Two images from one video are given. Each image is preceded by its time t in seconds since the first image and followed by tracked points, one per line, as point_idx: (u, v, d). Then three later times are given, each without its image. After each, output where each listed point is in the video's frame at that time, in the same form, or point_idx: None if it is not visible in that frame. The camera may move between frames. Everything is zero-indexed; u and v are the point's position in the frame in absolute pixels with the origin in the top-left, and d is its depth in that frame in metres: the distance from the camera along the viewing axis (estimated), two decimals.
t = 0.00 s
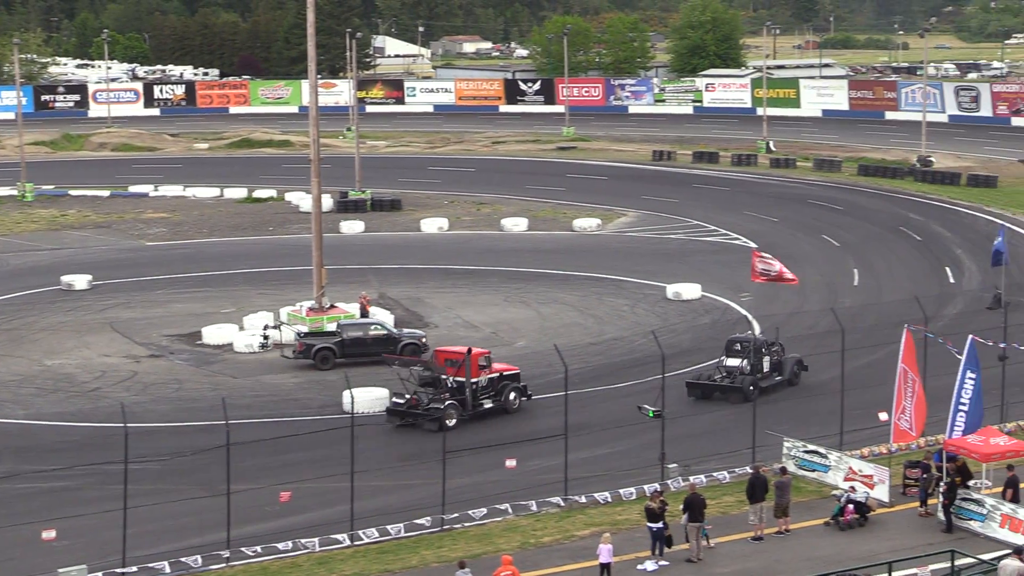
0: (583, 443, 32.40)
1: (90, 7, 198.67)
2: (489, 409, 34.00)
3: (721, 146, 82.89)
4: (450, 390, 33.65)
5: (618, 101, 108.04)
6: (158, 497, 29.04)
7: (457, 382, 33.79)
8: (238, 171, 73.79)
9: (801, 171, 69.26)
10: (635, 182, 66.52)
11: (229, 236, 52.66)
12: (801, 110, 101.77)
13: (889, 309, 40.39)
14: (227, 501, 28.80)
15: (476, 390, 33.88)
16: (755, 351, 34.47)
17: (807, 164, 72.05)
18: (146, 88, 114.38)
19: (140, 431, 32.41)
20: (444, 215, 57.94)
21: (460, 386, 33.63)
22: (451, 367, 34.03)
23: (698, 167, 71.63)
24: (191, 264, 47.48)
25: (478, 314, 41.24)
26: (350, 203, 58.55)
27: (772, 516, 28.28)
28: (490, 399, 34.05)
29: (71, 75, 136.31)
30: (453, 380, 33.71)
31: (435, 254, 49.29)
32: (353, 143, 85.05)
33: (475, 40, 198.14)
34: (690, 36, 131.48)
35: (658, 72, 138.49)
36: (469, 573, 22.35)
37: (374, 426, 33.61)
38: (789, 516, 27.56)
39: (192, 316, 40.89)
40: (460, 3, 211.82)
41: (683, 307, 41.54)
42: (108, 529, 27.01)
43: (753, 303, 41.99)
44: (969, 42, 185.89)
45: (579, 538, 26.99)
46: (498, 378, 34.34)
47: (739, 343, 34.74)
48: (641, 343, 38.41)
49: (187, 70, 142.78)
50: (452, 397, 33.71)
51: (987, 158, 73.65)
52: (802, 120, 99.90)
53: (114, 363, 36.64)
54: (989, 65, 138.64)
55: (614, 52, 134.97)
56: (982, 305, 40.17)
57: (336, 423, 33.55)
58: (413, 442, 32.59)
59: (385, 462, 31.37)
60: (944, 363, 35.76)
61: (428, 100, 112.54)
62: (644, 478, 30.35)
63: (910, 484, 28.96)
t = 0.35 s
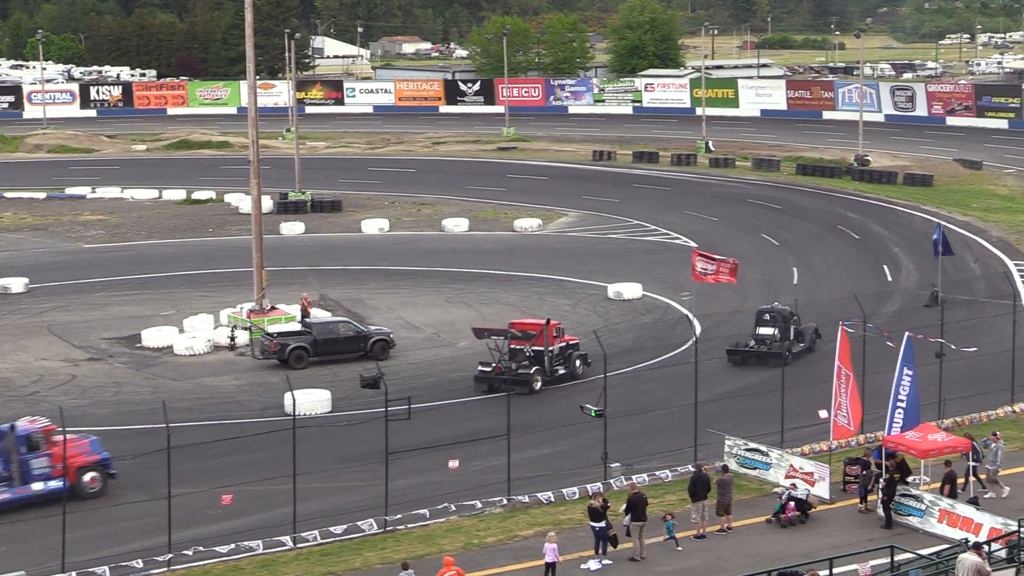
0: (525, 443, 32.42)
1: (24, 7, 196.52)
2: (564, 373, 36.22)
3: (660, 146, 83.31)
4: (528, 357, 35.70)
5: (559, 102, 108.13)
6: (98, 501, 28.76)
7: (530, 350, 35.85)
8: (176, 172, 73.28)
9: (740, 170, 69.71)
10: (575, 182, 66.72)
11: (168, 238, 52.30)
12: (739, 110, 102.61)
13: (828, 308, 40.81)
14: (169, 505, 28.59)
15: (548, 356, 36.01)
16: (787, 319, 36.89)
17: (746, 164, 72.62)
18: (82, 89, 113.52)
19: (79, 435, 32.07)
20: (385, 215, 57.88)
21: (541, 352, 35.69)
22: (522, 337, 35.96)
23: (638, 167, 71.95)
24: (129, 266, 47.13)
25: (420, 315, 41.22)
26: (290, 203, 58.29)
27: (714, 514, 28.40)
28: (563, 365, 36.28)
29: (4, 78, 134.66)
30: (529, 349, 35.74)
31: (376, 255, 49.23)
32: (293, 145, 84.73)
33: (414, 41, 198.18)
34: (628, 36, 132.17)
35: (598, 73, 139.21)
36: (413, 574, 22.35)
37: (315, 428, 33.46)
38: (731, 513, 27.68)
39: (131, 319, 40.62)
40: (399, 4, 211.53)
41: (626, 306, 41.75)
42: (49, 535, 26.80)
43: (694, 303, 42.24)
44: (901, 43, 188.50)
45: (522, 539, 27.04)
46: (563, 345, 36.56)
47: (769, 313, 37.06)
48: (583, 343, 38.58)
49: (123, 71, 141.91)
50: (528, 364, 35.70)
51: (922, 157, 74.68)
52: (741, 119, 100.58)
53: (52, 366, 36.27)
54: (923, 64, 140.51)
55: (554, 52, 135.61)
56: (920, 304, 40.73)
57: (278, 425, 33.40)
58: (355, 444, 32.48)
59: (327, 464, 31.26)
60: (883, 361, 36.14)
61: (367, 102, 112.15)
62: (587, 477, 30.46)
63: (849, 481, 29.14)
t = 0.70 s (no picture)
0: (496, 443, 32.42)
1: None
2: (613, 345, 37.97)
3: (629, 145, 83.47)
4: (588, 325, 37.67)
5: (527, 101, 108.18)
6: (67, 503, 28.62)
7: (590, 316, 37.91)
8: (142, 173, 72.99)
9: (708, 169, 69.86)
10: (544, 182, 66.79)
11: (135, 238, 52.10)
12: (707, 110, 102.90)
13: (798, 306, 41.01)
14: (139, 507, 28.49)
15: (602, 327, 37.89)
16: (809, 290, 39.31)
17: (714, 163, 72.85)
18: (48, 89, 113.01)
19: (47, 437, 31.90)
20: (353, 215, 57.81)
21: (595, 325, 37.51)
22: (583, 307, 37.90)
23: (608, 166, 72.06)
24: (96, 268, 46.92)
25: (389, 316, 41.19)
26: (258, 204, 58.12)
27: (684, 513, 28.47)
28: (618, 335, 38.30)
29: None
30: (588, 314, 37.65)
31: (345, 255, 49.18)
32: (261, 145, 84.51)
33: (382, 41, 197.96)
34: (596, 36, 132.41)
35: (566, 73, 139.38)
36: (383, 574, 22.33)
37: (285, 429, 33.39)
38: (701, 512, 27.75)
39: (99, 320, 40.48)
40: (367, 3, 211.08)
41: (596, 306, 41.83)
42: (17, 538, 26.74)
43: (664, 302, 42.35)
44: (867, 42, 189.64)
45: (493, 538, 27.07)
46: (615, 316, 38.82)
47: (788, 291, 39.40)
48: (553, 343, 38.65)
49: (89, 72, 141.29)
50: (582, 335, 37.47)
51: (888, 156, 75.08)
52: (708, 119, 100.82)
53: (19, 368, 36.09)
54: (889, 64, 141.28)
55: (522, 52, 135.64)
56: (887, 302, 40.97)
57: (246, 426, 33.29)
58: (325, 445, 32.40)
59: (297, 465, 31.20)
60: (851, 359, 36.29)
61: (336, 101, 112.27)
62: (557, 476, 30.51)
63: (819, 479, 29.22)
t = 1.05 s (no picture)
0: (488, 444, 32.41)
1: None
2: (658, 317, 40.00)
3: (621, 146, 83.47)
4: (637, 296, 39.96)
5: (519, 101, 108.20)
6: (59, 504, 28.56)
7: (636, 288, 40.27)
8: (134, 173, 72.92)
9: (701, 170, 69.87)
10: (537, 182, 66.77)
11: (127, 239, 52.03)
12: (699, 109, 103.00)
13: (790, 306, 41.05)
14: (131, 507, 28.45)
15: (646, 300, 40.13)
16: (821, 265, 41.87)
17: (706, 163, 72.85)
18: (39, 89, 112.80)
19: (40, 437, 31.84)
20: (345, 216, 57.73)
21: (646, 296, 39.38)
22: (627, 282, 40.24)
23: (600, 166, 72.07)
24: (88, 268, 46.84)
25: (381, 316, 41.15)
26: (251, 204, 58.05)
27: (677, 513, 28.48)
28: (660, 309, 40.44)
29: None
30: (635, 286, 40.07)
31: (337, 255, 49.15)
32: (253, 145, 84.42)
33: (374, 40, 197.82)
34: (588, 36, 132.41)
35: (558, 72, 139.37)
36: (376, 574, 22.31)
37: (278, 429, 33.36)
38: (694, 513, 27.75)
39: (91, 320, 40.42)
40: (359, 4, 210.89)
41: (589, 306, 41.83)
42: (9, 538, 26.74)
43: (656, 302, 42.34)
44: (858, 42, 189.99)
45: (486, 538, 27.06)
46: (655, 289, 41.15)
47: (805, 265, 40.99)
48: (546, 342, 38.65)
49: (81, 72, 141.10)
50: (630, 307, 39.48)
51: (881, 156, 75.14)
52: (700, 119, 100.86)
53: (11, 368, 36.02)
54: (881, 64, 141.45)
55: (514, 52, 135.60)
56: (879, 302, 41.00)
57: (239, 426, 33.24)
58: (316, 446, 32.36)
59: (290, 465, 31.17)
60: (843, 359, 36.32)
61: (328, 101, 112.45)
62: (550, 476, 30.50)
63: (811, 479, 29.28)
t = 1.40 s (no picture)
0: (488, 444, 32.40)
1: None
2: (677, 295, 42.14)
3: (621, 145, 83.43)
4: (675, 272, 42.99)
5: (518, 101, 108.22)
6: (58, 504, 28.58)
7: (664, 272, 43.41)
8: (133, 173, 72.93)
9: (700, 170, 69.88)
10: (536, 182, 66.79)
11: (127, 239, 52.06)
12: (698, 110, 103.07)
13: (789, 306, 41.06)
14: (129, 507, 28.46)
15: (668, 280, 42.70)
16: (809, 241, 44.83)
17: (706, 163, 72.83)
18: (38, 89, 112.83)
19: (39, 437, 31.85)
20: (344, 216, 57.71)
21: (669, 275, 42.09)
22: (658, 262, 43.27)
23: (600, 166, 72.07)
24: (87, 268, 46.84)
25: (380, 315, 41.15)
26: (250, 204, 58.05)
27: (676, 513, 28.49)
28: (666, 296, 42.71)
29: None
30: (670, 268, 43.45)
31: (336, 255, 49.16)
32: (252, 145, 84.41)
33: (373, 40, 197.78)
34: (587, 36, 132.38)
35: (557, 72, 139.30)
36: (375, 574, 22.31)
37: (277, 429, 33.33)
38: (693, 512, 27.76)
39: (90, 320, 40.41)
40: (358, 3, 210.93)
41: (589, 306, 41.81)
42: (9, 538, 26.78)
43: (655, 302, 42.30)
44: (857, 42, 190.16)
45: (485, 538, 27.07)
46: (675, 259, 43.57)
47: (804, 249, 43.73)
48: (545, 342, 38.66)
49: (80, 72, 141.12)
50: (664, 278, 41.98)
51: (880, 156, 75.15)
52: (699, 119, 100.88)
53: (10, 368, 36.02)
54: (880, 64, 141.49)
55: (513, 52, 135.59)
56: (878, 302, 41.04)
57: (238, 426, 33.24)
58: (315, 445, 32.34)
59: (288, 465, 31.17)
60: (842, 359, 36.33)
61: (327, 101, 112.46)
62: (550, 477, 30.51)
63: (810, 479, 29.28)
